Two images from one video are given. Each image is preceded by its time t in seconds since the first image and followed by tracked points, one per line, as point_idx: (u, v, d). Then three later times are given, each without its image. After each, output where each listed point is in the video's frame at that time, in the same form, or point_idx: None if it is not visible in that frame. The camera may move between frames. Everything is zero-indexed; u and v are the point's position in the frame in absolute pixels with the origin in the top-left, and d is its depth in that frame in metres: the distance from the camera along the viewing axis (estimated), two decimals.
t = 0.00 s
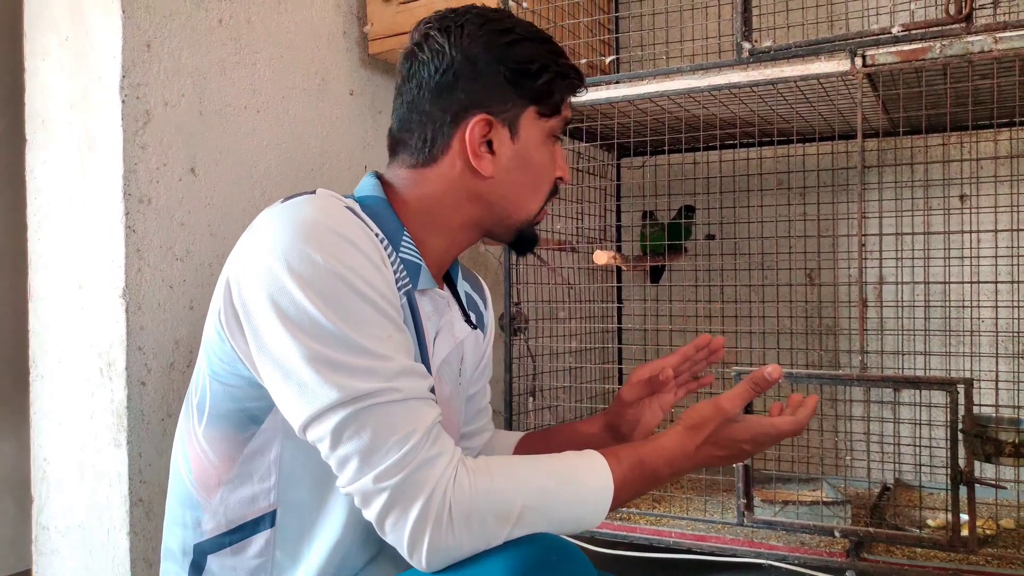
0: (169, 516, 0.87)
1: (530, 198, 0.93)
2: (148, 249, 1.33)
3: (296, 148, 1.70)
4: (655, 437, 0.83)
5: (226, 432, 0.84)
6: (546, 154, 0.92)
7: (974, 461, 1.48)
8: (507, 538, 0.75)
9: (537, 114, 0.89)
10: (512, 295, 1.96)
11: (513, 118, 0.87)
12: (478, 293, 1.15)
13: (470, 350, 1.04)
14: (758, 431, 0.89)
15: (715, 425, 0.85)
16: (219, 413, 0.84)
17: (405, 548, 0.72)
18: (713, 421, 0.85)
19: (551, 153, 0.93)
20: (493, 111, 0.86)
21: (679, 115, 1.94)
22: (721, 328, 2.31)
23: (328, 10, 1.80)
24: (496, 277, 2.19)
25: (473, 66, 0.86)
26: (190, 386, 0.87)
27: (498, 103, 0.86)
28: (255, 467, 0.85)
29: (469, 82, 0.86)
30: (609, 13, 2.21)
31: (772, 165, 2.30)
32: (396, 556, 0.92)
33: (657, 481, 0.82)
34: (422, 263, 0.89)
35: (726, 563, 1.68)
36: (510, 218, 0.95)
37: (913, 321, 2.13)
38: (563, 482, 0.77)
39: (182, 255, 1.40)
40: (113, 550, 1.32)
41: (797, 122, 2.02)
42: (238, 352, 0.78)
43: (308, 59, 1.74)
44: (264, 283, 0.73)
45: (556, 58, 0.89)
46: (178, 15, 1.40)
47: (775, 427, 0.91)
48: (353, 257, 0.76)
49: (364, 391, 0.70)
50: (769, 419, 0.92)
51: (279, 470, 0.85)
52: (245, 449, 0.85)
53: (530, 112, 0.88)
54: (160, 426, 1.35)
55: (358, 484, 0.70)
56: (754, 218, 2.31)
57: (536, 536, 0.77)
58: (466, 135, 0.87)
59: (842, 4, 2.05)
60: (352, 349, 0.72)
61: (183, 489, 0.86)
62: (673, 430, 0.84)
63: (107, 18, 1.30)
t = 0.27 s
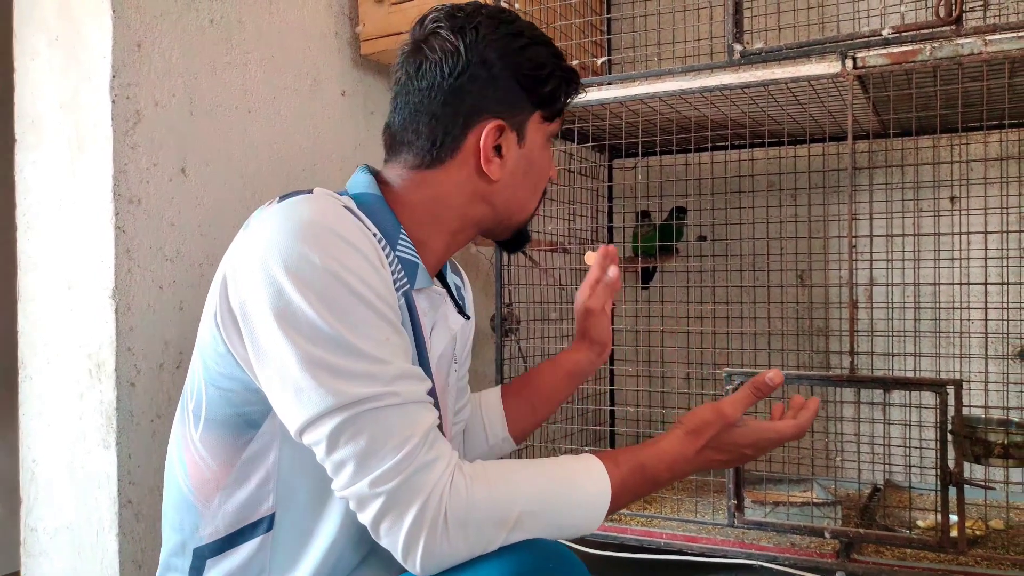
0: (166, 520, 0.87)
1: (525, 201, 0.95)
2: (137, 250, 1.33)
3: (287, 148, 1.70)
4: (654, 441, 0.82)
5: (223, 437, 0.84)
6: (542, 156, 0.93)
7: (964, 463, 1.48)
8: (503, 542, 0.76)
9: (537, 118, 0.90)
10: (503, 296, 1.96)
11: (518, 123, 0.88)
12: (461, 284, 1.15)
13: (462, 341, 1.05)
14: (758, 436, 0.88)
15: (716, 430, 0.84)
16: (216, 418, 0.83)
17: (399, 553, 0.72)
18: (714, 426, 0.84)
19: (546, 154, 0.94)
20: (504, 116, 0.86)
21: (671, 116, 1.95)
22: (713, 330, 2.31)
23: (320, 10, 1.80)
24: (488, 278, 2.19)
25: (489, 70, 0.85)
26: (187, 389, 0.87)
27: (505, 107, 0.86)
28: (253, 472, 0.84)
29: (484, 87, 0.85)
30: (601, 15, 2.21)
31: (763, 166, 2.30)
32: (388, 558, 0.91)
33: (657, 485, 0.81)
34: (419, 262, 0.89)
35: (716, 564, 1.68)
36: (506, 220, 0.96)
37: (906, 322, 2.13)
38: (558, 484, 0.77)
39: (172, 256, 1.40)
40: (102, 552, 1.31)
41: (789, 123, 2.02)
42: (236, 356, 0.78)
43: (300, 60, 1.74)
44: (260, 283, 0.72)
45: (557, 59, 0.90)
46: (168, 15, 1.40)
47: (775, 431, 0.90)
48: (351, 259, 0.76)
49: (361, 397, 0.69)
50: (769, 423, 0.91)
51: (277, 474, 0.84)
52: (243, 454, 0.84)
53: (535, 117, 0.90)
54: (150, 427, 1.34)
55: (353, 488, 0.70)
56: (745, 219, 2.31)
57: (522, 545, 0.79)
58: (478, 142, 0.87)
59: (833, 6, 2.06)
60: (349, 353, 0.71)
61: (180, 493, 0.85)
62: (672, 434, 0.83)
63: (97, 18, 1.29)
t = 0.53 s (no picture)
0: (144, 522, 0.87)
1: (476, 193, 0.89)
2: (122, 250, 1.32)
3: (273, 148, 1.69)
4: (635, 442, 0.81)
5: (198, 436, 0.84)
6: (497, 147, 0.87)
7: (948, 462, 1.49)
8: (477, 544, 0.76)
9: (488, 103, 0.85)
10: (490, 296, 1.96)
11: (462, 104, 0.85)
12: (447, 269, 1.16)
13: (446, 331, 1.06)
14: (746, 436, 0.84)
15: (699, 430, 0.81)
16: (191, 417, 0.83)
17: (372, 555, 0.72)
18: (698, 427, 0.82)
19: (506, 146, 0.88)
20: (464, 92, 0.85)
21: (658, 117, 1.95)
22: (700, 330, 2.32)
23: (307, 10, 1.80)
24: (475, 279, 2.19)
25: (450, 63, 0.84)
26: (163, 389, 0.87)
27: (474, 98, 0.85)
28: (228, 471, 0.84)
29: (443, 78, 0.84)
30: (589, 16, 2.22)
31: (751, 167, 2.31)
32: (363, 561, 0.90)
33: (637, 487, 0.80)
34: (394, 258, 0.89)
35: (702, 564, 1.68)
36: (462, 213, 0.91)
37: (895, 323, 2.14)
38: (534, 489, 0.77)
39: (157, 256, 1.39)
40: (86, 553, 1.31)
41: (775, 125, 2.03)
42: (209, 354, 0.79)
43: (287, 60, 1.73)
44: (232, 285, 0.73)
45: (524, 48, 0.86)
46: (153, 14, 1.39)
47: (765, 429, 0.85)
48: (324, 261, 0.76)
49: (331, 399, 0.70)
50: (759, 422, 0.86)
51: (254, 473, 0.84)
52: (219, 453, 0.84)
53: (461, 91, 0.85)
54: (134, 428, 1.34)
55: (325, 490, 0.70)
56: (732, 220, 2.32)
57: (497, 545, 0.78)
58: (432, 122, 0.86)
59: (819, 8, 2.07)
60: (320, 355, 0.72)
61: (157, 494, 0.85)
62: (655, 436, 0.82)
63: (81, 17, 1.29)
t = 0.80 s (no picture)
0: (114, 526, 0.86)
1: (398, 185, 0.86)
2: (102, 250, 1.31)
3: (255, 148, 1.68)
4: (602, 433, 0.81)
5: (162, 438, 0.83)
6: (424, 143, 0.84)
7: (929, 462, 1.50)
8: (442, 540, 0.75)
9: (422, 97, 0.83)
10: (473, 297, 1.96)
11: (399, 93, 0.84)
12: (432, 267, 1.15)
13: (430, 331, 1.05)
14: (711, 423, 0.86)
15: (665, 420, 0.82)
16: (155, 420, 0.82)
17: (337, 552, 0.72)
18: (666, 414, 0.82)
19: (437, 145, 0.84)
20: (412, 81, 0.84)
21: (641, 117, 1.95)
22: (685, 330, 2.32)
23: (289, 9, 1.79)
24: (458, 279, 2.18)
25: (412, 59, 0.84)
26: (129, 393, 0.86)
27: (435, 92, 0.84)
28: (194, 473, 0.84)
29: (398, 68, 0.85)
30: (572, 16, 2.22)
31: (735, 168, 2.32)
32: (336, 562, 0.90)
33: (606, 478, 0.80)
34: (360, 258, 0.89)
35: (686, 564, 1.69)
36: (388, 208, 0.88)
37: (879, 323, 2.15)
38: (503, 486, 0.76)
39: (138, 256, 1.38)
40: (66, 556, 1.29)
41: (758, 125, 2.03)
42: (170, 356, 0.78)
43: (268, 59, 1.72)
44: (189, 286, 0.73)
45: (474, 51, 0.83)
46: (133, 12, 1.38)
47: (732, 415, 0.89)
48: (283, 261, 0.75)
49: (291, 397, 0.70)
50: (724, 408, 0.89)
51: (220, 473, 0.84)
52: (183, 455, 0.83)
53: (402, 83, 0.84)
54: (114, 429, 1.32)
55: (288, 489, 0.70)
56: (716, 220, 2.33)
57: (468, 536, 0.77)
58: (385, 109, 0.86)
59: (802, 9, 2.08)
60: (280, 354, 0.71)
61: (125, 498, 0.84)
62: (621, 426, 0.82)
63: (61, 15, 1.28)
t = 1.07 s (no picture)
0: (96, 534, 0.86)
1: (387, 178, 0.86)
2: (85, 253, 1.30)
3: (241, 150, 1.68)
4: (592, 437, 0.80)
5: (146, 444, 0.83)
6: (419, 135, 0.84)
7: (915, 462, 1.50)
8: (428, 546, 0.75)
9: (422, 92, 0.85)
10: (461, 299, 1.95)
11: (399, 89, 0.86)
12: (423, 281, 1.15)
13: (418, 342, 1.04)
14: (703, 429, 0.83)
15: (653, 421, 0.80)
16: (139, 424, 0.82)
17: (323, 557, 0.72)
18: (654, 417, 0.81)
19: (432, 138, 0.85)
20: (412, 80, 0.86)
21: (628, 119, 1.95)
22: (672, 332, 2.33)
23: (276, 10, 1.78)
24: (446, 281, 2.18)
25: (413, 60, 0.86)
26: (113, 398, 0.86)
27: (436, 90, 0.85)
28: (177, 478, 0.83)
29: (399, 67, 0.87)
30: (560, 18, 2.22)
31: (722, 169, 2.33)
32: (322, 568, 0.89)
33: (595, 482, 0.79)
34: (349, 263, 0.88)
35: (673, 565, 1.69)
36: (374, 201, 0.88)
37: (867, 324, 2.16)
38: (487, 490, 0.76)
39: (122, 259, 1.37)
40: (50, 561, 1.29)
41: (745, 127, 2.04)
42: (154, 357, 0.77)
43: (255, 60, 1.72)
44: (174, 287, 0.72)
45: (476, 54, 0.86)
46: (118, 13, 1.37)
47: (724, 425, 0.86)
48: (269, 261, 0.75)
49: (277, 398, 0.69)
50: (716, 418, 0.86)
51: (202, 480, 0.83)
52: (167, 460, 0.84)
53: (402, 81, 0.86)
54: (98, 433, 1.32)
55: (274, 493, 0.70)
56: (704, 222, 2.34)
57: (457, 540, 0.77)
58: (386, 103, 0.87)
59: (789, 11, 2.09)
60: (266, 355, 0.71)
61: (108, 505, 0.85)
62: (611, 429, 0.81)
63: (44, 16, 1.27)
